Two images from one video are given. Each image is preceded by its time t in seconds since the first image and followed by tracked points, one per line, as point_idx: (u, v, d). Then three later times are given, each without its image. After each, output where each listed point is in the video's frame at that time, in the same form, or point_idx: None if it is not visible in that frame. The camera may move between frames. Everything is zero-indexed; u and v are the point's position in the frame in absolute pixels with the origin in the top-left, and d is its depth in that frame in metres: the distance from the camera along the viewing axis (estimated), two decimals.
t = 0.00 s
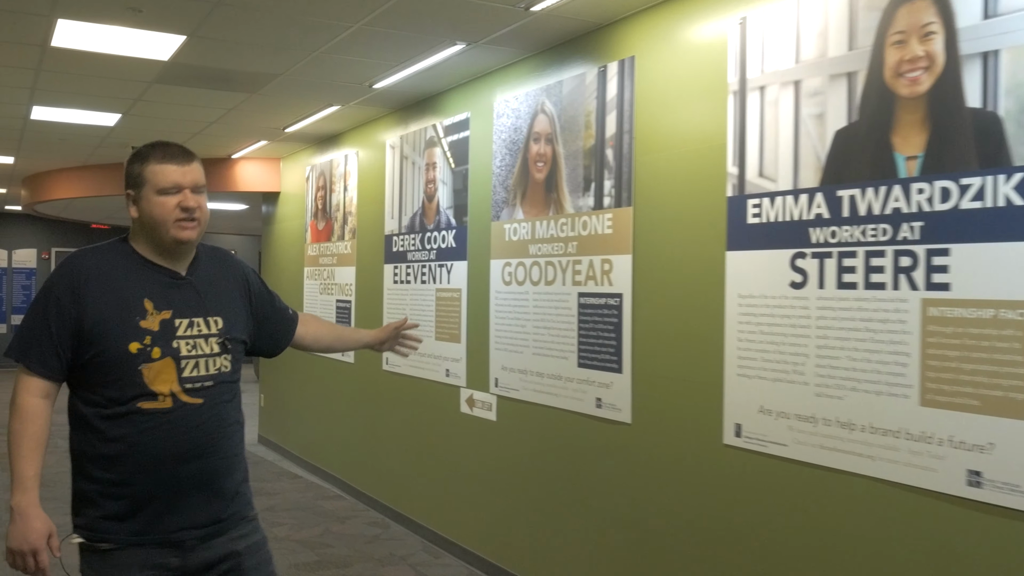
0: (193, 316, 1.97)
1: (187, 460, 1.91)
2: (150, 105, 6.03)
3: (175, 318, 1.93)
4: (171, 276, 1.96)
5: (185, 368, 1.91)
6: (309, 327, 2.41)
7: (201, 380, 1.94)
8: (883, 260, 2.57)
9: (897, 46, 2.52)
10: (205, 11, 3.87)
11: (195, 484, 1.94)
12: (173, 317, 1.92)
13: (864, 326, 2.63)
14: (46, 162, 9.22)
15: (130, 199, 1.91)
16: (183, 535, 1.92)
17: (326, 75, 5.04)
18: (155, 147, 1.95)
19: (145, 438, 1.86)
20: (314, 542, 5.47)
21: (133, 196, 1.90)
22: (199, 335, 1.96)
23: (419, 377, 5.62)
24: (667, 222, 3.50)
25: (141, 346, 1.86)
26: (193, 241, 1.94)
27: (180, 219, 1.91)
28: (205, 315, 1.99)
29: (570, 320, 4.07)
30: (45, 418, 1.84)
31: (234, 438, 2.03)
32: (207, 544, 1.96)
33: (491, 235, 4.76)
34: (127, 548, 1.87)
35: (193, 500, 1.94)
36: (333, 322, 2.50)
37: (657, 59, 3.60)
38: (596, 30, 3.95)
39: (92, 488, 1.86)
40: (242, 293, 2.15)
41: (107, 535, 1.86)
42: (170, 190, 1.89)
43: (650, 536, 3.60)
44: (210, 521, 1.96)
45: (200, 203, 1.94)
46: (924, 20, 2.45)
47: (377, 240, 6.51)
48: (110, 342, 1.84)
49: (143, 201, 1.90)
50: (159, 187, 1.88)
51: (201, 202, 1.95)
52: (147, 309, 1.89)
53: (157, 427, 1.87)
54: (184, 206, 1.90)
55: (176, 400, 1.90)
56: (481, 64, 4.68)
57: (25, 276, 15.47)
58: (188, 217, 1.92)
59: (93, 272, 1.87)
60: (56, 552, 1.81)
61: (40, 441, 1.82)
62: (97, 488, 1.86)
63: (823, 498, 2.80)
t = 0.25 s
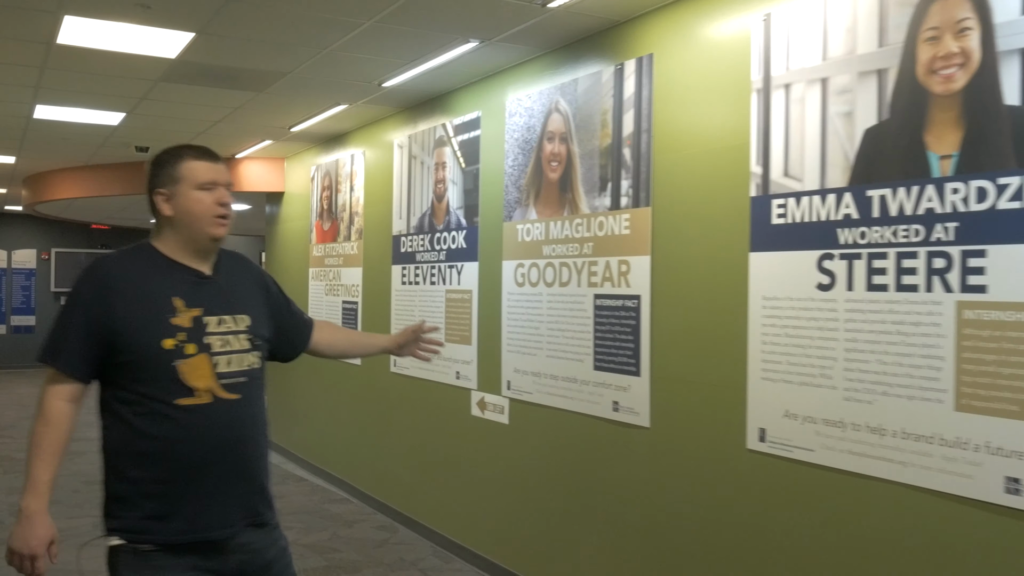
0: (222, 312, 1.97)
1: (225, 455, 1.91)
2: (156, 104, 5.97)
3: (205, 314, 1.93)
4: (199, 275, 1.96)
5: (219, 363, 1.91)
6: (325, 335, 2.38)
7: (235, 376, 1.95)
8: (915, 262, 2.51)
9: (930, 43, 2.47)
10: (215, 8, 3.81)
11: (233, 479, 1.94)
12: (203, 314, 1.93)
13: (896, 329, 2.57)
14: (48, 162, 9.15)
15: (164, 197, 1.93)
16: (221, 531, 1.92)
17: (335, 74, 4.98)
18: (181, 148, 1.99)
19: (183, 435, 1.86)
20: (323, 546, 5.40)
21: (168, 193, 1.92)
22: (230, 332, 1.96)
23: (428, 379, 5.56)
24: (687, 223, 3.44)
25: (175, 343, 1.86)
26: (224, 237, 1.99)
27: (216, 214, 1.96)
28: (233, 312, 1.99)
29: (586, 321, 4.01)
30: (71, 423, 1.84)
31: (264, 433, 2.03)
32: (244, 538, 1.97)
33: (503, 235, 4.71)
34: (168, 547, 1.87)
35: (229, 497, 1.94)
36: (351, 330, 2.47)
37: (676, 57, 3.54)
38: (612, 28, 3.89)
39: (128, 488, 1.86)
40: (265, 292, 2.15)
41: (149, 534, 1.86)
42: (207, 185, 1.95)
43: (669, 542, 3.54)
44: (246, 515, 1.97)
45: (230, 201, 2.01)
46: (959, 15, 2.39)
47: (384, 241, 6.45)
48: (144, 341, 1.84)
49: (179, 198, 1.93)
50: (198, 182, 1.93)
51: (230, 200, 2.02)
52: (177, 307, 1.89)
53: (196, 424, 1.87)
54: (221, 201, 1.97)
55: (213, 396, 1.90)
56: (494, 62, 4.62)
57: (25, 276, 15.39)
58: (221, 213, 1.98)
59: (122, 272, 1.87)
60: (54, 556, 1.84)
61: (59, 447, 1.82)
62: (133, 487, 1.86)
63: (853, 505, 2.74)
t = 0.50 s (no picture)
0: (270, 313, 2.01)
1: (281, 450, 1.96)
2: (161, 103, 5.92)
3: (257, 315, 1.97)
4: (245, 277, 2.00)
5: (273, 362, 1.96)
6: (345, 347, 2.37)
7: (287, 373, 1.99)
8: (944, 262, 2.47)
9: (960, 40, 2.43)
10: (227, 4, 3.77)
11: (287, 473, 1.98)
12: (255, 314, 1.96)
13: (924, 330, 2.53)
14: (50, 161, 9.10)
15: (217, 200, 1.97)
16: (277, 524, 1.96)
17: (344, 72, 4.94)
18: (230, 153, 2.04)
19: (243, 431, 1.89)
20: (330, 548, 5.35)
21: (223, 196, 1.96)
22: (279, 331, 2.01)
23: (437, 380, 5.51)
24: (706, 223, 3.40)
25: (233, 342, 1.89)
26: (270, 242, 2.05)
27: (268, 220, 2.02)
28: (279, 313, 2.04)
29: (600, 322, 3.97)
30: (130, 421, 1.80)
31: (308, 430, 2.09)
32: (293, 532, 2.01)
33: (515, 235, 4.66)
34: (227, 542, 1.90)
35: (283, 490, 1.98)
36: (367, 343, 2.48)
37: (693, 55, 3.50)
38: (627, 26, 3.85)
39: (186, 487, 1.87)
40: (298, 293, 2.20)
41: (209, 530, 1.88)
42: (261, 191, 2.01)
43: (687, 545, 3.50)
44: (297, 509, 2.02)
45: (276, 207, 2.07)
46: (990, 12, 2.35)
47: (391, 241, 6.41)
48: (204, 340, 1.86)
49: (233, 202, 1.97)
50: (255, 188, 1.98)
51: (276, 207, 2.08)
52: (231, 308, 1.92)
53: (255, 420, 1.91)
54: (272, 207, 2.03)
55: (269, 393, 1.94)
56: (505, 60, 4.58)
57: (24, 276, 15.33)
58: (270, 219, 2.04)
59: (176, 273, 1.88)
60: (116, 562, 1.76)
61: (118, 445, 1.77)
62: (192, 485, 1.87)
63: (879, 509, 2.70)
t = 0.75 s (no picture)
0: (273, 316, 2.10)
1: (279, 448, 2.04)
2: (137, 100, 5.81)
3: (263, 317, 2.06)
4: (252, 276, 2.09)
5: (275, 363, 2.05)
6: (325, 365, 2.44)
7: (286, 374, 2.09)
8: (935, 260, 2.47)
9: (952, 38, 2.44)
10: None
11: (283, 471, 2.07)
12: (261, 316, 2.06)
13: (914, 329, 2.53)
14: (19, 160, 8.88)
15: (234, 199, 2.06)
16: (272, 519, 2.03)
17: (325, 69, 4.87)
18: (248, 156, 2.13)
19: (248, 427, 1.97)
20: (309, 552, 5.27)
21: (240, 196, 2.06)
22: (281, 334, 2.10)
23: (419, 381, 5.45)
24: (693, 221, 3.39)
25: (242, 341, 1.98)
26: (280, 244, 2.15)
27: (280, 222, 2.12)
28: (280, 317, 2.13)
29: (585, 322, 3.94)
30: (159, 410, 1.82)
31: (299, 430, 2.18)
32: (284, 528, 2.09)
33: (498, 235, 4.62)
34: (227, 535, 1.96)
35: (279, 487, 2.06)
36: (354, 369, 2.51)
37: (680, 53, 3.48)
38: (614, 23, 3.83)
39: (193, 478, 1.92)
40: (293, 300, 2.30)
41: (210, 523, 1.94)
42: (276, 195, 2.11)
43: (673, 546, 3.48)
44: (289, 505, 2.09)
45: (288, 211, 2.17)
46: (983, 10, 2.36)
47: (371, 241, 6.33)
48: (216, 338, 1.94)
49: (250, 203, 2.07)
50: (271, 191, 2.08)
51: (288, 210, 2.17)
52: (242, 308, 2.01)
53: (259, 417, 2.00)
54: (285, 210, 2.13)
55: (272, 392, 2.03)
56: (490, 58, 4.55)
57: None
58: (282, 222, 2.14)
59: (195, 271, 1.96)
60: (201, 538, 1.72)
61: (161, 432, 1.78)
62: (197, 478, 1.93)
63: (868, 508, 2.69)
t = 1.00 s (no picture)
0: (257, 319, 2.09)
1: (255, 450, 2.02)
2: (111, 98, 5.70)
3: (248, 318, 2.05)
4: (243, 278, 2.08)
5: (257, 365, 2.04)
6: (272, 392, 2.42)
7: (265, 378, 2.07)
8: (920, 258, 2.47)
9: (937, 37, 2.45)
10: None
11: (256, 473, 2.04)
12: (247, 317, 2.04)
13: (899, 327, 2.53)
14: None
15: (229, 202, 2.03)
16: (237, 520, 1.99)
17: (304, 67, 4.80)
18: (245, 156, 2.09)
19: (229, 426, 1.95)
20: (288, 556, 5.19)
21: (235, 199, 2.03)
22: (263, 337, 2.09)
23: (399, 381, 5.40)
24: (676, 220, 3.37)
25: (229, 340, 1.96)
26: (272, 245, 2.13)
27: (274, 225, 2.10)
28: (263, 320, 2.12)
29: (568, 322, 3.91)
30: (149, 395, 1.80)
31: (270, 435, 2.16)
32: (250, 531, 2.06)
33: (479, 234, 4.58)
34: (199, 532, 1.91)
35: (247, 488, 2.03)
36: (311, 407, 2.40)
37: (663, 51, 3.46)
38: (596, 22, 3.81)
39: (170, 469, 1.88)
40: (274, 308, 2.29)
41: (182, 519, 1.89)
42: (271, 198, 2.08)
43: (657, 545, 3.46)
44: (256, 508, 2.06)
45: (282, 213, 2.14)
46: (968, 9, 2.37)
47: (349, 241, 6.26)
48: (205, 334, 1.92)
49: (245, 205, 2.04)
50: (266, 194, 2.05)
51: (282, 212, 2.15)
52: (231, 307, 1.99)
53: (240, 417, 1.97)
54: (280, 213, 2.11)
55: (251, 393, 2.02)
56: (471, 56, 4.51)
57: None
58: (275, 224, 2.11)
59: (190, 265, 1.93)
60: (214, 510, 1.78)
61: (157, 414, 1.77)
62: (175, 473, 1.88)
63: (853, 507, 2.69)
